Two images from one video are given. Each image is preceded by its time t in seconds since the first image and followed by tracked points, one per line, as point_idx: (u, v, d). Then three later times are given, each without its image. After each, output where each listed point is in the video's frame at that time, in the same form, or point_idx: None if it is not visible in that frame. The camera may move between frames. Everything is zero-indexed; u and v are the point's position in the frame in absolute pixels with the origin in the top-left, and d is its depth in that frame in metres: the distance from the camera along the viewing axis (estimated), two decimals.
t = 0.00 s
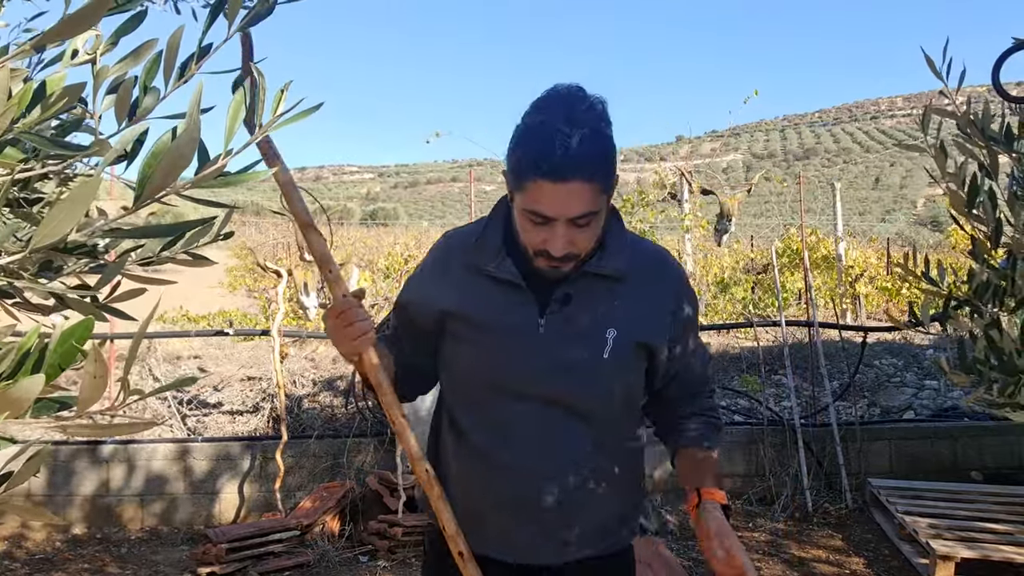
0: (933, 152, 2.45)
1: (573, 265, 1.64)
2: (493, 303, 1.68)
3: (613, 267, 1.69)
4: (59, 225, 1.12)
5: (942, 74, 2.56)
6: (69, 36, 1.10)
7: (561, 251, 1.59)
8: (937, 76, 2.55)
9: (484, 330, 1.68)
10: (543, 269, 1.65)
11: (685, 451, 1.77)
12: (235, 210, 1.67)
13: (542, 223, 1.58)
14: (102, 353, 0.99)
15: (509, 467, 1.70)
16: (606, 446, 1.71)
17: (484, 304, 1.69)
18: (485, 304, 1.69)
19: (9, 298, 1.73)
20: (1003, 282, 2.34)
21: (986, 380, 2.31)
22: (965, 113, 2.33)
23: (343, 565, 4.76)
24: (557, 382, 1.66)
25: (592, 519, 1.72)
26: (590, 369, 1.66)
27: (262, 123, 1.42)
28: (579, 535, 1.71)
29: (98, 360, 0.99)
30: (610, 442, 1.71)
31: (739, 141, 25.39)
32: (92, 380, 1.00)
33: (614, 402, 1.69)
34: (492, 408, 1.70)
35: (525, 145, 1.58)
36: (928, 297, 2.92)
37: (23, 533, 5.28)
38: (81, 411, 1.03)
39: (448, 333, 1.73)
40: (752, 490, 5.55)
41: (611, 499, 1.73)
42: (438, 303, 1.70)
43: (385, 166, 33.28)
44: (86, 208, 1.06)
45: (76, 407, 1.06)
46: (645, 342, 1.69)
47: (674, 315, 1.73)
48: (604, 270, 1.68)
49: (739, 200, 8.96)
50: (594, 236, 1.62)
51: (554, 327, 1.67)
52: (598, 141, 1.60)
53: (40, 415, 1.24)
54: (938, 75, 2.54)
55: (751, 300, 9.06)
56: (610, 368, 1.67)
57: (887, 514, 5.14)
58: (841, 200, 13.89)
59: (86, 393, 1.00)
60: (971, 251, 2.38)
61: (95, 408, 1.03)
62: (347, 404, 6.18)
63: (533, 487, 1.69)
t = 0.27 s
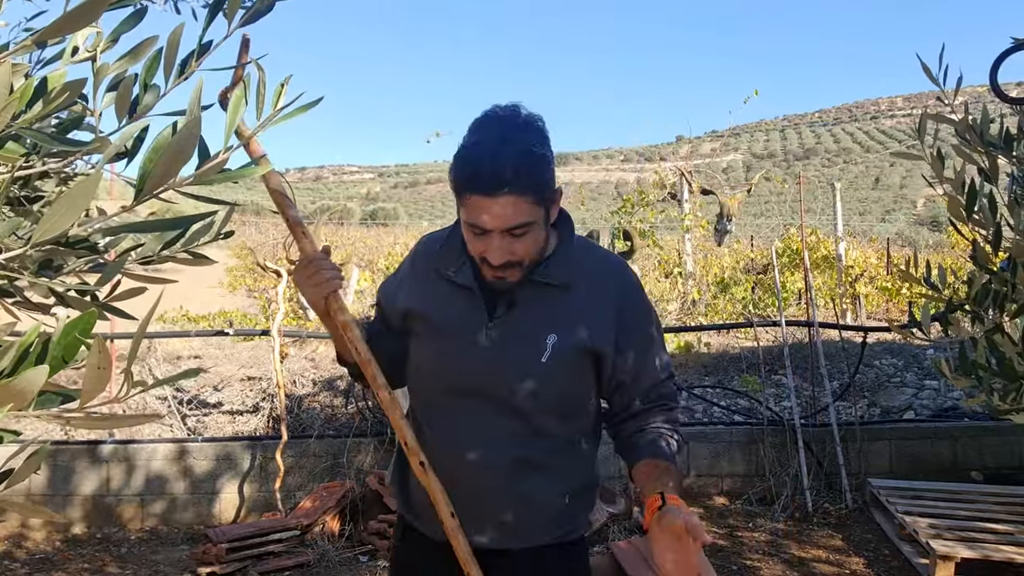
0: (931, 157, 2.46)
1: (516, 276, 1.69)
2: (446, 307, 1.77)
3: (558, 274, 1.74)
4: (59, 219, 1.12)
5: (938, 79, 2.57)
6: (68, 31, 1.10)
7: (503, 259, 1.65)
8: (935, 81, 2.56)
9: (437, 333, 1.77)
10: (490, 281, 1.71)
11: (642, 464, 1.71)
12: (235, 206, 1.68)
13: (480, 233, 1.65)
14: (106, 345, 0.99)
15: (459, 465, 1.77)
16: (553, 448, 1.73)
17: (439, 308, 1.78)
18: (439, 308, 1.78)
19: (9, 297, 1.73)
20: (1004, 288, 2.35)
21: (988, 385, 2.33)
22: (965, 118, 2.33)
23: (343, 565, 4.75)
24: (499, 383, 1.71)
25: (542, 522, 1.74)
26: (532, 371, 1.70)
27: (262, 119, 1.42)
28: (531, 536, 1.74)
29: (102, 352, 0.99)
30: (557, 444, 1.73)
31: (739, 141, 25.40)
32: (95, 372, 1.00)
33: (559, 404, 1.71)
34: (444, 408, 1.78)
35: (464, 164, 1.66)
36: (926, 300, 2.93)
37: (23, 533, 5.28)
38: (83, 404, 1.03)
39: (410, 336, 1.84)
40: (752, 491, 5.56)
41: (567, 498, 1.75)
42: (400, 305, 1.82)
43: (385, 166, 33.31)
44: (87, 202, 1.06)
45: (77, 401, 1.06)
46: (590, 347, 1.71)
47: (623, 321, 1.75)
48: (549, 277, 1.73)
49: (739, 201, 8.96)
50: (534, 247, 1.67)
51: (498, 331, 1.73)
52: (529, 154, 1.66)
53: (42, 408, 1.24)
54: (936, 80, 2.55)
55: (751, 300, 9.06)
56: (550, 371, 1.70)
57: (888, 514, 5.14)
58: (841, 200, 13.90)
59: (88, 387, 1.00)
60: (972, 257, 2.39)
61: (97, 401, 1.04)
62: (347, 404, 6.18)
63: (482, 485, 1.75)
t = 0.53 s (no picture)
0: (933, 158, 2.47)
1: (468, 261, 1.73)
2: (426, 294, 1.84)
3: (531, 255, 1.76)
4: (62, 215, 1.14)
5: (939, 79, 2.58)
6: (70, 28, 1.12)
7: (452, 244, 1.69)
8: (936, 81, 2.57)
9: (419, 318, 1.84)
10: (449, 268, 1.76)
11: (642, 426, 1.69)
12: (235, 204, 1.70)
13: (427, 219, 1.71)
14: (109, 339, 1.01)
15: (441, 446, 1.82)
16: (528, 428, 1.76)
17: (420, 295, 1.85)
18: (421, 294, 1.85)
19: (12, 295, 1.76)
20: (1006, 288, 2.36)
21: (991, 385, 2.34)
22: (966, 119, 2.35)
23: (343, 564, 4.77)
24: (473, 363, 1.76)
25: (522, 502, 1.77)
26: (504, 351, 1.74)
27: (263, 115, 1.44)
28: (510, 516, 1.77)
29: (105, 346, 1.01)
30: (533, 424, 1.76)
31: (739, 141, 25.43)
32: (98, 365, 1.02)
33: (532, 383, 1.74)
34: (425, 390, 1.84)
35: (415, 154, 1.72)
36: (925, 299, 2.95)
37: (24, 532, 5.30)
38: (85, 399, 1.05)
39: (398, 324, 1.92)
40: (751, 490, 5.58)
41: (549, 478, 1.78)
42: (386, 294, 1.90)
43: (385, 166, 33.39)
44: (89, 198, 1.08)
45: (80, 394, 1.08)
46: (561, 326, 1.73)
47: (598, 299, 1.75)
48: (521, 258, 1.76)
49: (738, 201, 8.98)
50: (480, 233, 1.70)
51: (473, 313, 1.77)
52: (472, 139, 1.70)
53: (46, 403, 1.26)
54: (937, 81, 2.56)
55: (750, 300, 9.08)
56: (521, 350, 1.73)
57: (887, 513, 5.15)
58: (841, 200, 13.94)
59: (91, 380, 1.03)
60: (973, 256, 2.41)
61: (99, 395, 1.05)
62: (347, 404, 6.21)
63: (461, 466, 1.79)
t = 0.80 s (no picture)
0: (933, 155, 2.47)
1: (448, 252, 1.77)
2: (430, 291, 1.88)
3: (530, 248, 1.77)
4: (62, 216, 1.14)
5: (940, 78, 2.58)
6: (69, 28, 1.12)
7: (430, 233, 1.74)
8: (936, 79, 2.57)
9: (423, 315, 1.88)
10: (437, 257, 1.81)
11: (656, 416, 1.64)
12: (236, 204, 1.71)
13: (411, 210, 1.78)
14: (109, 339, 1.01)
15: (443, 442, 1.84)
16: (528, 422, 1.77)
17: (425, 293, 1.89)
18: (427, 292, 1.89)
19: (12, 294, 1.76)
20: (1005, 286, 2.36)
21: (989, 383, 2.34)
22: (966, 116, 2.35)
23: (343, 564, 4.77)
24: (471, 357, 1.78)
25: (522, 496, 1.78)
26: (502, 343, 1.76)
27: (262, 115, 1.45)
28: (512, 512, 1.78)
29: (105, 346, 1.01)
30: (531, 417, 1.77)
31: (739, 141, 25.45)
32: (99, 365, 1.02)
33: (530, 376, 1.75)
34: (428, 386, 1.87)
35: (400, 147, 1.77)
36: (925, 299, 2.94)
37: (24, 532, 5.30)
38: (85, 400, 1.05)
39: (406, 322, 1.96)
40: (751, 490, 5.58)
41: (551, 472, 1.78)
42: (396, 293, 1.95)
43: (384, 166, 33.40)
44: (90, 198, 1.08)
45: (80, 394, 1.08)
46: (559, 318, 1.73)
47: (597, 291, 1.74)
48: (519, 251, 1.78)
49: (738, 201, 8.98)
50: (457, 220, 1.73)
51: (473, 307, 1.80)
52: (457, 131, 1.74)
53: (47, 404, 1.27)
54: (937, 79, 2.56)
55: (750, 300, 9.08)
56: (518, 343, 1.75)
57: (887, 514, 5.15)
58: (841, 200, 13.95)
59: (92, 379, 1.03)
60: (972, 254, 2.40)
61: (99, 396, 1.06)
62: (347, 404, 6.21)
63: (462, 460, 1.81)
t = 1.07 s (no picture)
0: (930, 156, 2.47)
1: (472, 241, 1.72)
2: (464, 289, 1.83)
3: (562, 247, 1.68)
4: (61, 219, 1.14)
5: (938, 79, 2.58)
6: (69, 31, 1.12)
7: (451, 218, 1.69)
8: (934, 80, 2.57)
9: (455, 312, 1.83)
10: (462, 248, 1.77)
11: (673, 433, 1.51)
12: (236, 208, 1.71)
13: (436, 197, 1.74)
14: (106, 345, 1.01)
15: (469, 443, 1.79)
16: (551, 429, 1.68)
17: (458, 290, 1.84)
18: (461, 289, 1.84)
19: (13, 297, 1.76)
20: (1002, 287, 2.35)
21: (984, 383, 2.34)
22: (963, 118, 2.35)
23: (343, 564, 4.77)
24: (496, 357, 1.71)
25: (544, 505, 1.70)
26: (527, 344, 1.68)
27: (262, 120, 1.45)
28: (531, 520, 1.71)
29: (102, 351, 1.00)
30: (554, 424, 1.67)
31: (739, 141, 25.47)
32: (96, 371, 1.02)
33: (555, 379, 1.66)
34: (457, 385, 1.81)
35: (432, 133, 1.74)
36: (924, 300, 2.94)
37: (24, 532, 5.30)
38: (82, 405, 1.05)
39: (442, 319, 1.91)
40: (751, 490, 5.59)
41: (579, 481, 1.69)
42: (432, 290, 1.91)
43: (384, 166, 33.41)
44: (89, 203, 1.08)
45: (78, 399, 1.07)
46: (586, 320, 1.63)
47: (630, 291, 1.62)
48: (551, 249, 1.69)
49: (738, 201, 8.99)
50: (479, 211, 1.67)
51: (503, 306, 1.73)
52: (493, 124, 1.68)
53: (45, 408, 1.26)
54: (936, 80, 2.56)
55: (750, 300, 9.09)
56: (543, 345, 1.66)
57: (887, 514, 5.15)
58: (841, 200, 13.96)
59: (87, 385, 1.02)
60: (969, 256, 2.40)
61: (97, 401, 1.05)
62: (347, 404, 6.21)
63: (488, 465, 1.76)
